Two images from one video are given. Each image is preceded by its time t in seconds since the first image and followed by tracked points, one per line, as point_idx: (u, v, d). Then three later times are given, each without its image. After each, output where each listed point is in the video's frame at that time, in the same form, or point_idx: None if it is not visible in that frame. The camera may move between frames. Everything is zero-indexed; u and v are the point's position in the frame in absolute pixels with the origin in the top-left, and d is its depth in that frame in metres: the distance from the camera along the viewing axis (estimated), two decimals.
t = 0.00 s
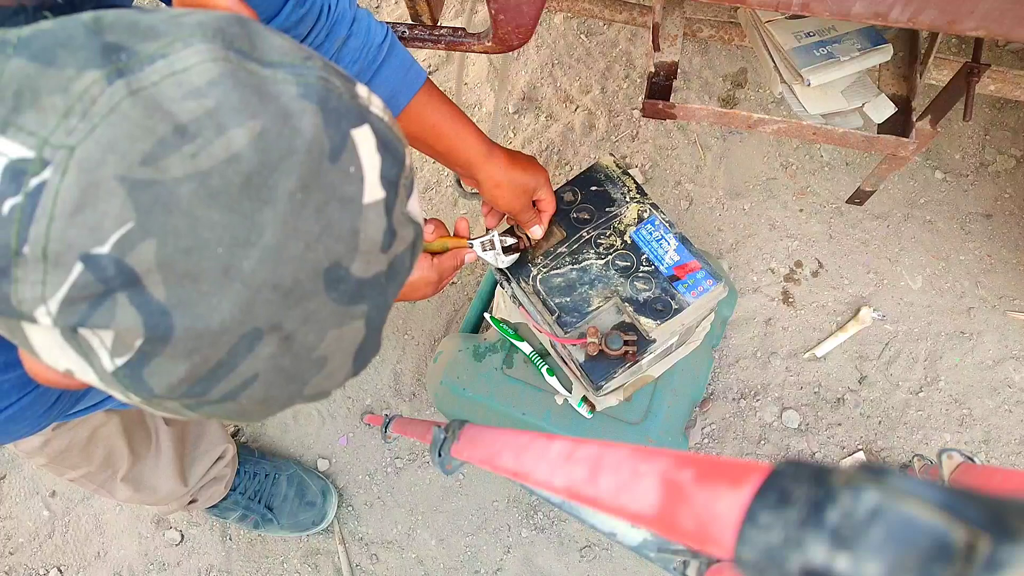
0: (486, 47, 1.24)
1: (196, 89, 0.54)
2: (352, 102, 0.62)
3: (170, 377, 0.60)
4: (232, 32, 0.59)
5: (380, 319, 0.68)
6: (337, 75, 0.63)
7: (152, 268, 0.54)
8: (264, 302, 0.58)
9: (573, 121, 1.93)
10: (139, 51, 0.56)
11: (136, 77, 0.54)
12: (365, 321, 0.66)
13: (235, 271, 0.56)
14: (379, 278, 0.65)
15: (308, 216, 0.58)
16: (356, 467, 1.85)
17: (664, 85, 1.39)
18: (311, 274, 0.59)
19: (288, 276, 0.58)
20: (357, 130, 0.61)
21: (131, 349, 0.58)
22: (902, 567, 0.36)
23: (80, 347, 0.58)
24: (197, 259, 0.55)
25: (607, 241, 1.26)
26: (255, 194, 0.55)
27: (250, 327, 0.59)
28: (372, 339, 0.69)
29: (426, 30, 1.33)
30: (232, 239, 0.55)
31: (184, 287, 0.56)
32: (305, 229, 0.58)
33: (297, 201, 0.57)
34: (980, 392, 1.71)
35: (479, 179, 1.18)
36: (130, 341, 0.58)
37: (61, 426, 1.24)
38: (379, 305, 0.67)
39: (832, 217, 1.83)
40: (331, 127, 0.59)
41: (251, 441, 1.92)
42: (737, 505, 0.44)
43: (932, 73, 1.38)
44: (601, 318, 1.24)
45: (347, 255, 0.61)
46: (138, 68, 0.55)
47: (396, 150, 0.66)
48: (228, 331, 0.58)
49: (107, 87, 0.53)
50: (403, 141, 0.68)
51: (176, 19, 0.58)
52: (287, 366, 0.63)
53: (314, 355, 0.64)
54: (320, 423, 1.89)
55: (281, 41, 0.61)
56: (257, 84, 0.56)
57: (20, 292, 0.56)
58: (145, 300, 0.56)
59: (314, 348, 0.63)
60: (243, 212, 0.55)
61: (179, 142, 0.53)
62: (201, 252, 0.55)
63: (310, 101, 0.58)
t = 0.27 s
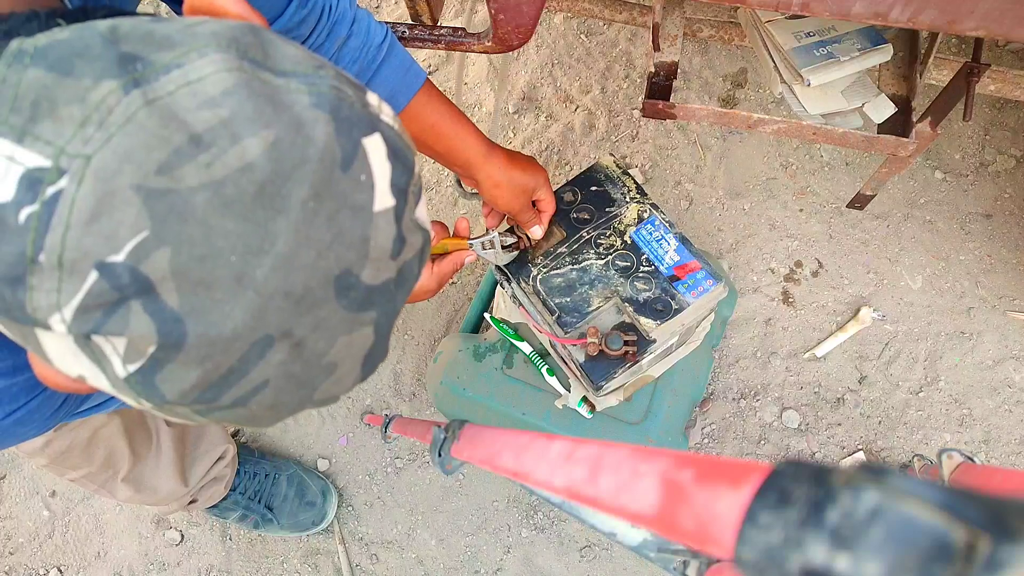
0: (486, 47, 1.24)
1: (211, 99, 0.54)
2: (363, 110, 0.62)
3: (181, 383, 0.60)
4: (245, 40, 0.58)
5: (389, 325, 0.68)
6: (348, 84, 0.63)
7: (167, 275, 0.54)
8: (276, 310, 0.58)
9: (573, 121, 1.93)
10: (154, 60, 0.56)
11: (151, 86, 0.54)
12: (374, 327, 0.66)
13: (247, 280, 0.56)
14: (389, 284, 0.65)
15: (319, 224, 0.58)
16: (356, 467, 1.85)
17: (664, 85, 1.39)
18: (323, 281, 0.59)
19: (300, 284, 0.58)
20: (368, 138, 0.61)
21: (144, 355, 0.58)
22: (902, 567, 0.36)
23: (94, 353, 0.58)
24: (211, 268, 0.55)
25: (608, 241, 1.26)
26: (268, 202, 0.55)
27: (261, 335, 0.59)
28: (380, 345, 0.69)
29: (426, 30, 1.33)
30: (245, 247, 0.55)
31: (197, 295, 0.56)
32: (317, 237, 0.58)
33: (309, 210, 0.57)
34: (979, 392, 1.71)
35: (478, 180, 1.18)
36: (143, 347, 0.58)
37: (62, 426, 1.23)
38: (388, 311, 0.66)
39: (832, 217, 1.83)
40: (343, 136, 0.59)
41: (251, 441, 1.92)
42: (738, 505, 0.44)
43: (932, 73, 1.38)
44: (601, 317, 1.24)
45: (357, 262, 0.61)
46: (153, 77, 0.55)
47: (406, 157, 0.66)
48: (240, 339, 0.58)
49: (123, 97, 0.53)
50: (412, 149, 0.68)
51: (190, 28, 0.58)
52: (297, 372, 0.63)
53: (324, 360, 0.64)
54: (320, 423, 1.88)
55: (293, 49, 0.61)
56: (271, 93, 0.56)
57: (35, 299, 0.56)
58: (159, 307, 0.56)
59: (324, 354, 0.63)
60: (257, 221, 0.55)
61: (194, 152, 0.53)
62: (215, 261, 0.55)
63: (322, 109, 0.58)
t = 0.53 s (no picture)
0: (486, 47, 1.24)
1: (219, 107, 0.54)
2: (370, 117, 0.62)
3: (188, 388, 0.60)
4: (252, 47, 0.58)
5: (394, 329, 0.68)
6: (355, 90, 0.63)
7: (175, 282, 0.54)
8: (283, 316, 0.58)
9: (573, 121, 1.93)
10: (163, 68, 0.55)
11: (160, 95, 0.54)
12: (379, 332, 0.66)
13: (255, 286, 0.56)
14: (394, 289, 0.65)
15: (326, 230, 0.58)
16: (356, 467, 1.86)
17: (664, 85, 1.39)
18: (329, 287, 0.59)
19: (306, 290, 0.58)
20: (374, 145, 0.61)
21: (151, 361, 0.58)
22: (902, 567, 0.36)
23: (101, 358, 0.59)
24: (219, 274, 0.55)
25: (608, 241, 1.26)
26: (275, 209, 0.55)
27: (268, 341, 0.59)
28: (385, 350, 0.69)
29: (426, 31, 1.33)
30: (253, 254, 0.55)
31: (205, 301, 0.56)
32: (324, 244, 0.58)
33: (316, 216, 0.57)
34: (979, 392, 1.71)
35: (478, 179, 1.18)
36: (150, 353, 0.58)
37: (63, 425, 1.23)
38: (394, 316, 0.67)
39: (832, 217, 1.83)
40: (349, 142, 0.59)
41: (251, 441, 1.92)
42: (738, 504, 0.44)
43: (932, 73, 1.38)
44: (601, 317, 1.24)
45: (363, 268, 0.61)
46: (162, 86, 0.54)
47: (411, 163, 0.66)
48: (247, 344, 0.58)
49: (133, 106, 0.53)
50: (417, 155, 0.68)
51: (200, 36, 0.57)
52: (303, 377, 0.63)
53: (329, 365, 0.64)
54: (320, 423, 1.88)
55: (300, 56, 0.61)
56: (278, 100, 0.56)
57: (44, 306, 0.56)
58: (167, 314, 0.56)
59: (330, 359, 0.63)
60: (264, 228, 0.55)
61: (202, 160, 0.53)
62: (222, 267, 0.55)
63: (329, 117, 0.58)
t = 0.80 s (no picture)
0: (486, 47, 1.24)
1: (224, 103, 0.54)
2: (374, 114, 0.62)
3: (194, 385, 0.60)
4: (258, 45, 0.58)
5: (398, 326, 0.68)
6: (359, 88, 0.63)
7: (181, 278, 0.54)
8: (288, 312, 0.58)
9: (573, 121, 1.93)
10: (168, 65, 0.55)
11: (166, 91, 0.54)
12: (383, 329, 0.66)
13: (260, 282, 0.56)
14: (398, 286, 0.65)
15: (331, 227, 0.58)
16: (356, 467, 1.86)
17: (664, 85, 1.39)
18: (334, 284, 0.59)
19: (312, 286, 0.58)
20: (379, 141, 0.61)
21: (157, 357, 0.58)
22: (902, 567, 0.36)
23: (107, 355, 0.59)
24: (225, 271, 0.55)
25: (608, 241, 1.26)
26: (281, 205, 0.55)
27: (274, 337, 0.59)
28: (389, 347, 0.69)
29: (426, 30, 1.33)
30: (258, 250, 0.55)
31: (211, 297, 0.56)
32: (329, 240, 0.58)
33: (322, 213, 0.57)
34: (979, 392, 1.71)
35: (478, 179, 1.18)
36: (156, 349, 0.58)
37: (65, 424, 1.23)
38: (398, 313, 0.67)
39: (832, 217, 1.83)
40: (354, 139, 0.59)
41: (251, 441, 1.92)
42: (738, 504, 0.44)
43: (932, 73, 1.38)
44: (601, 318, 1.24)
45: (368, 264, 0.61)
46: (167, 82, 0.54)
47: (416, 160, 0.66)
48: (253, 341, 0.58)
49: (138, 102, 0.53)
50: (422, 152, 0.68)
51: (204, 32, 0.57)
52: (308, 373, 0.63)
53: (334, 362, 0.64)
54: (320, 423, 1.88)
55: (305, 53, 0.61)
56: (284, 97, 0.56)
57: (50, 302, 0.56)
58: (173, 310, 0.56)
59: (334, 356, 0.63)
60: (269, 224, 0.55)
61: (208, 156, 0.53)
62: (228, 263, 0.55)
63: (334, 113, 0.58)
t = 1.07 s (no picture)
0: (486, 47, 1.23)
1: (234, 109, 0.54)
2: (381, 118, 0.62)
3: (202, 388, 0.60)
4: (267, 51, 0.58)
5: (403, 329, 0.68)
6: (366, 92, 0.63)
7: (190, 284, 0.54)
8: (295, 317, 0.58)
9: (573, 121, 1.93)
10: (179, 71, 0.55)
11: (176, 98, 0.54)
12: (389, 332, 0.66)
13: (269, 287, 0.56)
14: (404, 289, 0.65)
15: (339, 231, 0.58)
16: (356, 467, 1.85)
17: (664, 85, 1.39)
18: (341, 288, 0.59)
19: (319, 290, 0.58)
20: (385, 146, 0.61)
21: (166, 361, 0.58)
22: (902, 567, 0.36)
23: (117, 359, 0.59)
24: (233, 276, 0.55)
25: (608, 241, 1.26)
26: (289, 211, 0.55)
27: (281, 341, 0.59)
28: (394, 350, 0.69)
29: (426, 30, 1.33)
30: (267, 256, 0.55)
31: (219, 303, 0.55)
32: (336, 244, 0.58)
33: (329, 218, 0.57)
34: (979, 392, 1.71)
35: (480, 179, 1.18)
36: (166, 354, 0.58)
37: (66, 424, 1.23)
38: (403, 316, 0.66)
39: (832, 217, 1.83)
40: (361, 143, 0.59)
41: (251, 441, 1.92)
42: (737, 504, 0.44)
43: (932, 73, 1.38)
44: (601, 318, 1.24)
45: (375, 268, 0.61)
46: (178, 89, 0.54)
47: (422, 164, 0.66)
48: (261, 345, 0.58)
49: (149, 109, 0.53)
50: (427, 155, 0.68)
51: (213, 39, 0.57)
52: (314, 377, 0.63)
53: (339, 365, 0.64)
54: (320, 423, 1.88)
55: (313, 59, 0.61)
56: (292, 103, 0.56)
57: (61, 307, 0.56)
58: (182, 315, 0.56)
59: (340, 359, 0.63)
60: (278, 230, 0.55)
61: (218, 163, 0.53)
62: (237, 268, 0.55)
63: (341, 118, 0.58)
